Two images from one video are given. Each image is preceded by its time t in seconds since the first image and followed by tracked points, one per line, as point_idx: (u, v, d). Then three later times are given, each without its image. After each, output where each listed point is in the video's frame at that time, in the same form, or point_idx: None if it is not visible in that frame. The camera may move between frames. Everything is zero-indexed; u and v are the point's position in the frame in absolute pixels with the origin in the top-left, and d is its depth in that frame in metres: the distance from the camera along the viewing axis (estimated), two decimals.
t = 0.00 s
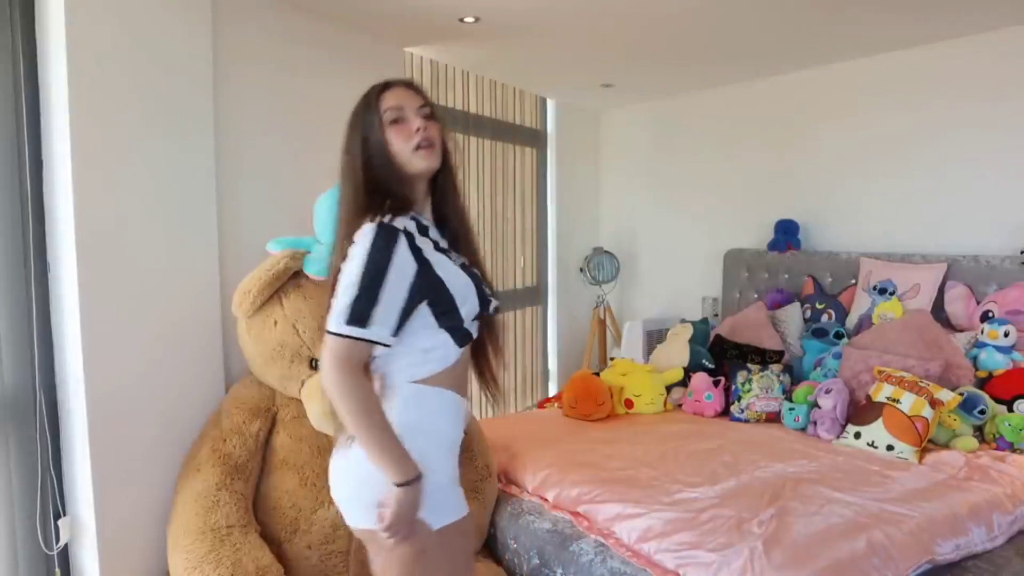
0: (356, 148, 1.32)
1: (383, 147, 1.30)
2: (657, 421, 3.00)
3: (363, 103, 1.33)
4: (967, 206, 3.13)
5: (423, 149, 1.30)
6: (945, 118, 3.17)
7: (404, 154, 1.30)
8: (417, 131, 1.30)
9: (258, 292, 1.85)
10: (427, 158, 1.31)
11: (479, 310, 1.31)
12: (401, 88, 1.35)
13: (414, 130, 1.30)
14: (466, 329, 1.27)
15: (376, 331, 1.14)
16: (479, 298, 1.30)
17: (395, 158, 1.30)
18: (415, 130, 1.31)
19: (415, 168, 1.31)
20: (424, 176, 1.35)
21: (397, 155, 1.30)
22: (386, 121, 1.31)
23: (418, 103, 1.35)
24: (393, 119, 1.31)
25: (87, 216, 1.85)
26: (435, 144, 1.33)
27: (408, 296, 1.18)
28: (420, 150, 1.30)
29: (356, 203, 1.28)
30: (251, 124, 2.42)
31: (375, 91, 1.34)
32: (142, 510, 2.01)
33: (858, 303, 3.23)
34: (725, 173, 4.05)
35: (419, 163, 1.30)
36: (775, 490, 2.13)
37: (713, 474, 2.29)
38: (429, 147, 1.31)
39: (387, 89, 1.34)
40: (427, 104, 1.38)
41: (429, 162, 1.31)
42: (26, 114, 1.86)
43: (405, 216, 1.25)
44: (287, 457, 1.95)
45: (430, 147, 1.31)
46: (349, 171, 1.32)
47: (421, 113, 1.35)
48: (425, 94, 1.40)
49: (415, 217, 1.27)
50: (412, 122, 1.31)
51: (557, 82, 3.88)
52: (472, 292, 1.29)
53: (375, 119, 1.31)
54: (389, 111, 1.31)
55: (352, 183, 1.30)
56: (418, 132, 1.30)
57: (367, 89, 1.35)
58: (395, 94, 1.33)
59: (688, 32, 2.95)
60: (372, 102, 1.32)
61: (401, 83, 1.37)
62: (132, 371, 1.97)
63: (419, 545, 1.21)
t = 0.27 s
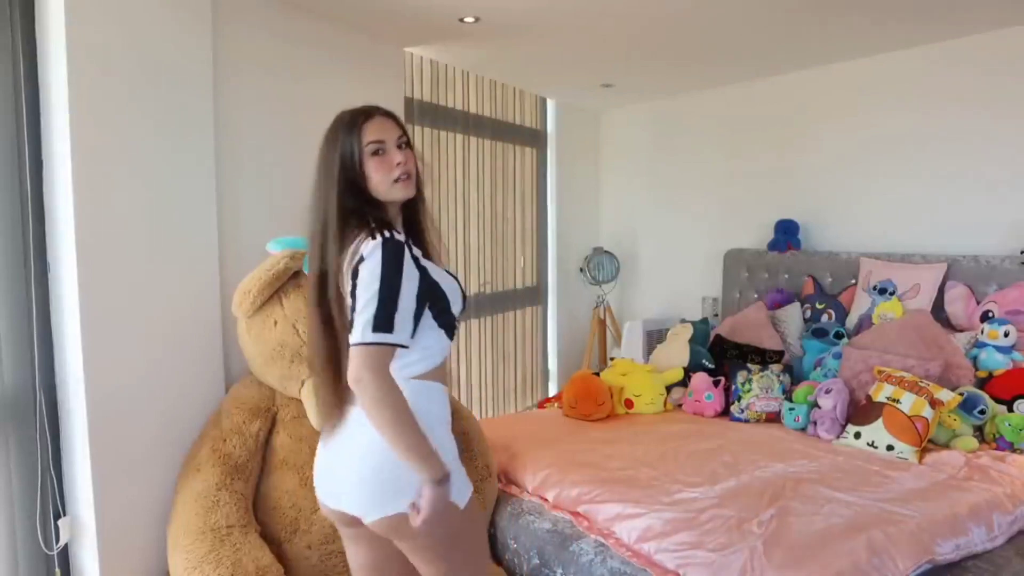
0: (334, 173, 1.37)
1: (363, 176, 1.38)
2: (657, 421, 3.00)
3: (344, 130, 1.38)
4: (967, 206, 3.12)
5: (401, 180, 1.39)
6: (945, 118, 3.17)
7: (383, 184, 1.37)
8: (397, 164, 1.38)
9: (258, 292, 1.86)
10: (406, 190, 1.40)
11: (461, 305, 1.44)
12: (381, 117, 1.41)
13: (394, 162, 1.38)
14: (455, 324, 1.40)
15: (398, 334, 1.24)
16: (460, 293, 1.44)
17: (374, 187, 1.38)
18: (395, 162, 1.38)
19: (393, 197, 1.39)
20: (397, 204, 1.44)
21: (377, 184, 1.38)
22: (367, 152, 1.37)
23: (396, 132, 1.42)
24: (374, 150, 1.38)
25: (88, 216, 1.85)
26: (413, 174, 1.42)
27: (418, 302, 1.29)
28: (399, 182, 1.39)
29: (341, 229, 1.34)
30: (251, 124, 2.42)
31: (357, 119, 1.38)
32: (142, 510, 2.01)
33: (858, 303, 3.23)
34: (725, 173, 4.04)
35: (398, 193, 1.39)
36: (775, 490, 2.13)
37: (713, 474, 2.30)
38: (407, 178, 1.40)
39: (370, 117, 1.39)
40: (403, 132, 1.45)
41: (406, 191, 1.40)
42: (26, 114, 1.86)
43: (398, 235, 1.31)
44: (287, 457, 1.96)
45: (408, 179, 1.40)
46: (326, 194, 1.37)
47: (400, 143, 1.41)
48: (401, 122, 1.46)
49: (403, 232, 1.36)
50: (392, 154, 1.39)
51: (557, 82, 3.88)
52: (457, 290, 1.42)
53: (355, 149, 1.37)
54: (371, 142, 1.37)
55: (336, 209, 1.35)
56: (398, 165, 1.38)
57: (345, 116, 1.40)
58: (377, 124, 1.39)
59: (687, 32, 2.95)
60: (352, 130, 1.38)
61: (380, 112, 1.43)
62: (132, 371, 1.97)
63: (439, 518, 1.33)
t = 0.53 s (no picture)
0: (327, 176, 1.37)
1: (356, 180, 1.38)
2: (657, 422, 3.00)
3: (338, 134, 1.37)
4: (967, 206, 3.12)
5: (394, 184, 1.39)
6: (945, 118, 3.17)
7: (376, 188, 1.38)
8: (390, 168, 1.38)
9: (258, 291, 1.86)
10: (400, 194, 1.40)
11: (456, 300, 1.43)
12: (374, 120, 1.40)
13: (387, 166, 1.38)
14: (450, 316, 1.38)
15: (386, 317, 1.22)
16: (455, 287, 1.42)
17: (367, 191, 1.38)
18: (388, 166, 1.38)
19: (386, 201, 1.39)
20: (390, 207, 1.44)
21: (370, 188, 1.38)
22: (360, 156, 1.37)
23: (389, 135, 1.41)
24: (367, 154, 1.37)
25: (88, 216, 1.85)
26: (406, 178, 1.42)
27: (410, 290, 1.27)
28: (392, 186, 1.39)
29: (331, 233, 1.34)
30: (252, 125, 2.42)
31: (352, 123, 1.38)
32: (142, 510, 2.01)
33: (858, 303, 3.23)
34: (725, 173, 4.05)
35: (391, 196, 1.39)
36: (775, 490, 2.13)
37: (713, 474, 2.30)
38: (400, 182, 1.40)
39: (364, 121, 1.38)
40: (397, 135, 1.44)
41: (399, 195, 1.40)
42: (26, 114, 1.86)
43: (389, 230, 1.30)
44: (287, 456, 1.96)
45: (401, 182, 1.40)
46: (318, 197, 1.37)
47: (393, 146, 1.41)
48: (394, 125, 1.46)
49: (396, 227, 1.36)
50: (385, 158, 1.38)
51: (557, 82, 3.88)
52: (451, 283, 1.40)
53: (348, 152, 1.36)
54: (364, 146, 1.37)
55: (326, 213, 1.34)
56: (392, 169, 1.38)
57: (338, 119, 1.39)
58: (372, 128, 1.38)
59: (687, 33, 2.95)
60: (346, 134, 1.37)
61: (375, 116, 1.42)
62: (132, 372, 1.97)
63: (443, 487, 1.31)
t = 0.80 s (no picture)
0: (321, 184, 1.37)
1: (349, 187, 1.38)
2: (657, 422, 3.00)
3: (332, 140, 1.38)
4: (967, 206, 3.13)
5: (387, 191, 1.39)
6: (945, 118, 3.17)
7: (369, 195, 1.38)
8: (383, 175, 1.38)
9: (258, 292, 1.86)
10: (392, 200, 1.40)
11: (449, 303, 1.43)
12: (367, 127, 1.40)
13: (380, 173, 1.38)
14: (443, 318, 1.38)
15: (379, 327, 1.23)
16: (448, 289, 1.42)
17: (360, 198, 1.38)
18: (381, 173, 1.38)
19: (380, 207, 1.39)
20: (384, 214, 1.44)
21: (363, 195, 1.38)
22: (353, 163, 1.37)
23: (382, 142, 1.41)
24: (360, 161, 1.37)
25: (88, 216, 1.85)
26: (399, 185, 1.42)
27: (399, 295, 1.27)
28: (385, 193, 1.39)
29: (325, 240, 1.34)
30: (252, 125, 2.42)
31: (345, 130, 1.38)
32: (142, 510, 2.01)
33: (858, 303, 3.23)
34: (725, 173, 4.05)
35: (384, 203, 1.39)
36: (775, 490, 2.13)
37: (713, 474, 2.30)
38: (393, 189, 1.40)
39: (357, 128, 1.38)
40: (390, 142, 1.44)
41: (393, 201, 1.40)
42: (26, 114, 1.86)
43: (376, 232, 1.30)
44: (287, 456, 1.96)
45: (394, 189, 1.40)
46: (312, 204, 1.38)
47: (386, 153, 1.41)
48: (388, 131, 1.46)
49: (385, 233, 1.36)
50: (377, 166, 1.39)
51: (557, 82, 3.88)
52: (443, 285, 1.40)
53: (341, 160, 1.37)
54: (357, 153, 1.37)
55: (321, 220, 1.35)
56: (384, 176, 1.38)
57: (332, 127, 1.40)
58: (365, 136, 1.39)
59: (688, 33, 2.95)
60: (339, 141, 1.37)
61: (369, 123, 1.43)
62: (132, 372, 1.97)
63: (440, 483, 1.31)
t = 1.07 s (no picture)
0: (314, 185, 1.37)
1: (343, 188, 1.38)
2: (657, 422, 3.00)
3: (326, 141, 1.38)
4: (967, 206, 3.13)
5: (381, 191, 1.39)
6: (945, 119, 3.17)
7: (364, 196, 1.38)
8: (377, 176, 1.38)
9: (258, 292, 1.86)
10: (386, 201, 1.40)
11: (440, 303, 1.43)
12: (361, 129, 1.40)
13: (374, 174, 1.38)
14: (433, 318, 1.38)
15: (366, 324, 1.23)
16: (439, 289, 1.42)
17: (354, 199, 1.39)
18: (375, 174, 1.39)
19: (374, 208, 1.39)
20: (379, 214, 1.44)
21: (358, 196, 1.38)
22: (347, 164, 1.37)
23: (376, 143, 1.41)
24: (354, 163, 1.37)
25: (88, 216, 1.85)
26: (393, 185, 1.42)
27: (389, 294, 1.27)
28: (379, 194, 1.39)
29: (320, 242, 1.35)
30: (252, 125, 2.42)
31: (339, 131, 1.38)
32: (141, 510, 2.01)
33: (858, 303, 3.23)
34: (725, 173, 4.05)
35: (378, 204, 1.39)
36: (775, 490, 2.13)
37: (713, 474, 2.29)
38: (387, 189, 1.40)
39: (351, 130, 1.39)
40: (384, 144, 1.44)
41: (387, 202, 1.40)
42: (26, 115, 1.86)
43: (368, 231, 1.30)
44: (287, 456, 1.96)
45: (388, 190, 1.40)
46: (305, 206, 1.38)
47: (380, 154, 1.41)
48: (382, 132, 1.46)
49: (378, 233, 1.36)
50: (371, 167, 1.39)
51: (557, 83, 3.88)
52: (434, 285, 1.40)
53: (335, 161, 1.37)
54: (350, 154, 1.37)
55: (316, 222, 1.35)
56: (379, 177, 1.38)
57: (325, 129, 1.40)
58: (359, 137, 1.39)
59: (688, 33, 2.96)
60: (332, 143, 1.37)
61: (363, 124, 1.43)
62: (132, 372, 1.97)
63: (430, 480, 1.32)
